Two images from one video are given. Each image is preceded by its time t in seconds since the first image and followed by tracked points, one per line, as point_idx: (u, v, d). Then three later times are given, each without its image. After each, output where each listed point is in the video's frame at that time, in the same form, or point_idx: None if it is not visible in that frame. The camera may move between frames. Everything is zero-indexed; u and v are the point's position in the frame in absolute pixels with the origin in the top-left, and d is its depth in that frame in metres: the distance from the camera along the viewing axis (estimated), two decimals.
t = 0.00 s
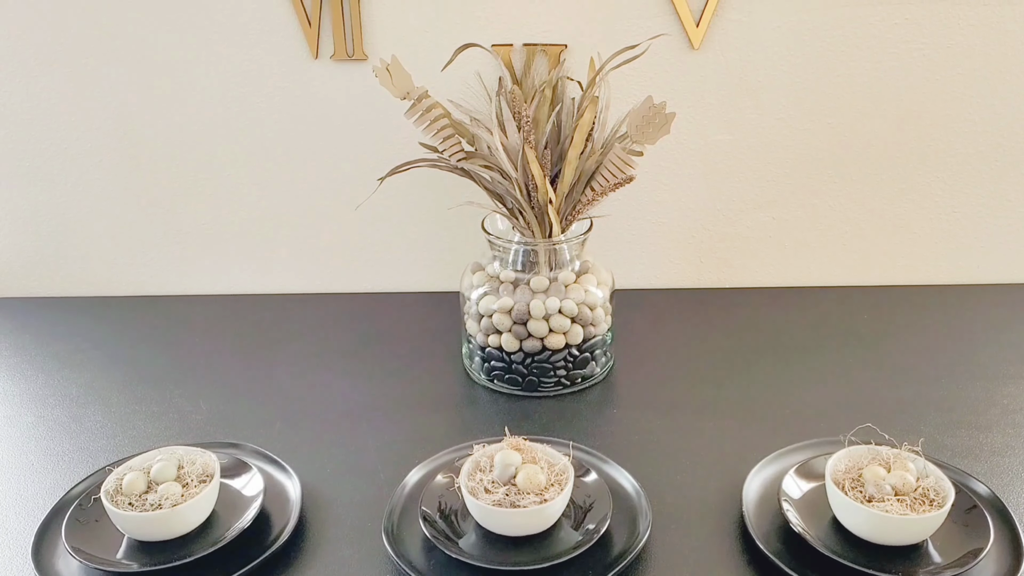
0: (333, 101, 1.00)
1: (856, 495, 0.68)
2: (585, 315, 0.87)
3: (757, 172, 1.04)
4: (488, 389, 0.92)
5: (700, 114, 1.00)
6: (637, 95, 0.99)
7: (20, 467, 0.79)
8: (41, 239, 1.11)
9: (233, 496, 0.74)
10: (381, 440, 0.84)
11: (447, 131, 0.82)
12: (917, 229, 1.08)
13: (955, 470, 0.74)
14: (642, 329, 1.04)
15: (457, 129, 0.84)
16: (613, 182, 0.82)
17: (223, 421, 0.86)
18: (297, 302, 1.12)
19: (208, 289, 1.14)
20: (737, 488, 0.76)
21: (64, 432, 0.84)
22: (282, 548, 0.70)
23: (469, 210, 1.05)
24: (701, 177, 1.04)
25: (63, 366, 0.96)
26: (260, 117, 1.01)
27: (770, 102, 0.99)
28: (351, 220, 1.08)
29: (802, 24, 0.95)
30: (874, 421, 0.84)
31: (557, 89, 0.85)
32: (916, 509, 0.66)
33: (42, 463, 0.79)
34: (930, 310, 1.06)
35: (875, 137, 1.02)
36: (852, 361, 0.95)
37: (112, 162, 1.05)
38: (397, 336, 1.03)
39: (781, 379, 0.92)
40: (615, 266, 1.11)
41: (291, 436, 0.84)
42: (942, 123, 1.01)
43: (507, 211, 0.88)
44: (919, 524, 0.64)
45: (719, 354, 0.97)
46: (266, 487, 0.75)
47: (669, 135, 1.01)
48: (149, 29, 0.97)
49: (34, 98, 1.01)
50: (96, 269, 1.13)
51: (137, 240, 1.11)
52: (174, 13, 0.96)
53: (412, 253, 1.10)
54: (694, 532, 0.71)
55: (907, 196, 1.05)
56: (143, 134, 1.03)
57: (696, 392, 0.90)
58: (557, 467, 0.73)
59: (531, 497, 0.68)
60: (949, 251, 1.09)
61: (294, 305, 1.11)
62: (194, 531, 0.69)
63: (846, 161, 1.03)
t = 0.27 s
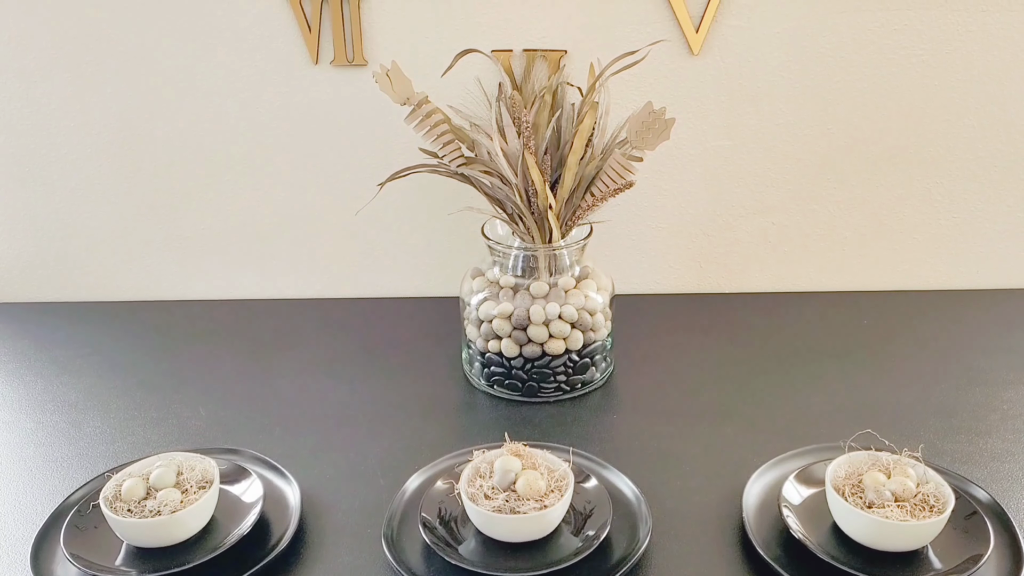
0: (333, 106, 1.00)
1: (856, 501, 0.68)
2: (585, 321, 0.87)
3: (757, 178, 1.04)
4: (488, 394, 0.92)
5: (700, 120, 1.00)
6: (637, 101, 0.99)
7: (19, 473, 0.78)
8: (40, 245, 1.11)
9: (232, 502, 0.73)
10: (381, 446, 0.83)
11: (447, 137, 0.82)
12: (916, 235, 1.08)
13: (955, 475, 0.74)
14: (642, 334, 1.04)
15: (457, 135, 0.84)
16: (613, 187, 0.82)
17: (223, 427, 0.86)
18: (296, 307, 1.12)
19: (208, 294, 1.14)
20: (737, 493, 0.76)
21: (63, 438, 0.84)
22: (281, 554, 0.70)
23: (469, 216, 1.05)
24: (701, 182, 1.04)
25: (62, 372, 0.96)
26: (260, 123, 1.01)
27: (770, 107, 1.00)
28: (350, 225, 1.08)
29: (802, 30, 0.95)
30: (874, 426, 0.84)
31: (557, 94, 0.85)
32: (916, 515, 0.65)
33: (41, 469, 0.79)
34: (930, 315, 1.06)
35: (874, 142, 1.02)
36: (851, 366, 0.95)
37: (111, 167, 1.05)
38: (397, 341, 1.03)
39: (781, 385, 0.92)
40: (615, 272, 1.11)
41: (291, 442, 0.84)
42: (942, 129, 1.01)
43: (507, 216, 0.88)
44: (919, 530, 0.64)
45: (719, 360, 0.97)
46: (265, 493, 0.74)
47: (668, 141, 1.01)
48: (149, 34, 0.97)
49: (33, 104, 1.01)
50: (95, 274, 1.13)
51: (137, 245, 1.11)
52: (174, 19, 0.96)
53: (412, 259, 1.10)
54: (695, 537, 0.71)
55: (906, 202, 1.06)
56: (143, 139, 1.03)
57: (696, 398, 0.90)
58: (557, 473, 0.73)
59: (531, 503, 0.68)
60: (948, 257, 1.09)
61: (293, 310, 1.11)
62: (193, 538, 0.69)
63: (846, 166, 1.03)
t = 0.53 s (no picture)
0: (333, 111, 1.00)
1: (857, 507, 0.68)
2: (585, 325, 0.87)
3: (758, 182, 1.04)
4: (488, 399, 0.92)
5: (700, 124, 1.00)
6: (638, 105, 0.99)
7: (20, 478, 0.78)
8: (42, 249, 1.11)
9: (232, 507, 0.73)
10: (381, 451, 0.83)
11: (447, 141, 0.82)
12: (917, 239, 1.08)
13: (957, 481, 0.74)
14: (642, 339, 1.04)
15: (457, 139, 0.84)
16: (613, 192, 0.82)
17: (223, 432, 0.86)
18: (297, 312, 1.12)
19: (209, 299, 1.14)
20: (738, 498, 0.76)
21: (64, 443, 0.84)
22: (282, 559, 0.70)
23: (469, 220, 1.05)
24: (701, 186, 1.04)
25: (63, 376, 0.96)
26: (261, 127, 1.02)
27: (770, 111, 1.00)
28: (351, 229, 1.08)
29: (802, 35, 0.95)
30: (875, 431, 0.84)
31: (557, 99, 0.85)
32: (917, 520, 0.65)
33: (41, 474, 0.79)
34: (931, 320, 1.06)
35: (874, 146, 1.02)
36: (852, 371, 0.95)
37: (112, 172, 1.05)
38: (398, 346, 1.03)
39: (782, 390, 0.92)
40: (616, 276, 1.11)
41: (292, 447, 0.84)
42: (943, 133, 1.01)
43: (507, 221, 0.88)
44: (920, 535, 0.64)
45: (720, 364, 0.97)
46: (266, 498, 0.74)
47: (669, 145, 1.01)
48: (150, 39, 0.97)
49: (34, 108, 1.01)
50: (96, 278, 1.13)
51: (138, 249, 1.11)
52: (175, 25, 0.96)
53: (412, 263, 1.10)
54: (695, 543, 0.71)
55: (906, 206, 1.06)
56: (144, 144, 1.03)
57: (697, 402, 0.90)
58: (558, 478, 0.73)
59: (532, 509, 0.68)
60: (949, 261, 1.09)
61: (294, 315, 1.11)
62: (194, 543, 0.69)
63: (846, 170, 1.03)
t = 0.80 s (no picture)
0: (333, 116, 1.00)
1: (857, 512, 0.68)
2: (585, 330, 0.87)
3: (757, 188, 1.04)
4: (488, 404, 0.92)
5: (700, 129, 1.01)
6: (637, 111, 0.99)
7: (20, 483, 0.78)
8: (41, 254, 1.11)
9: (232, 512, 0.73)
10: (381, 456, 0.83)
11: (447, 147, 0.82)
12: (916, 244, 1.08)
13: (956, 486, 0.74)
14: (642, 344, 1.04)
15: (457, 144, 0.84)
16: (613, 197, 0.82)
17: (223, 437, 0.86)
18: (297, 317, 1.12)
19: (208, 304, 1.14)
20: (738, 504, 0.76)
21: (63, 448, 0.84)
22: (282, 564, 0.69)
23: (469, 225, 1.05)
24: (700, 191, 1.04)
25: (63, 381, 0.96)
26: (261, 132, 1.02)
27: (769, 117, 1.00)
28: (351, 234, 1.08)
29: (801, 41, 0.96)
30: (875, 437, 0.84)
31: (557, 104, 0.85)
32: (917, 525, 0.65)
33: (41, 479, 0.79)
34: (930, 325, 1.06)
35: (874, 152, 1.02)
36: (851, 376, 0.95)
37: (112, 177, 1.05)
38: (397, 351, 1.03)
39: (781, 394, 0.92)
40: (615, 281, 1.11)
41: (291, 452, 0.84)
42: (941, 138, 1.01)
43: (507, 226, 0.88)
44: (920, 541, 0.64)
45: (719, 369, 0.97)
46: (265, 503, 0.74)
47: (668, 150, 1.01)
48: (150, 44, 0.97)
49: (34, 113, 1.01)
50: (96, 283, 1.13)
51: (138, 254, 1.11)
52: (175, 30, 0.96)
53: (412, 268, 1.11)
54: (695, 548, 0.71)
55: (905, 211, 1.06)
56: (144, 149, 1.03)
57: (696, 407, 0.90)
58: (558, 483, 0.73)
59: (532, 514, 0.68)
60: (948, 266, 1.09)
61: (294, 320, 1.11)
62: (193, 549, 0.69)
63: (845, 175, 1.03)
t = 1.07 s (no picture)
0: (334, 123, 1.01)
1: (858, 519, 0.67)
2: (585, 337, 0.87)
3: (758, 194, 1.04)
4: (488, 411, 0.92)
5: (700, 136, 1.01)
6: (637, 117, 1.00)
7: (20, 490, 0.78)
8: (43, 261, 1.11)
9: (232, 520, 0.73)
10: (380, 463, 0.83)
11: (447, 154, 0.82)
12: (916, 251, 1.08)
13: (957, 493, 0.74)
14: (642, 350, 1.04)
15: (457, 151, 0.84)
16: (613, 204, 0.82)
17: (223, 444, 0.86)
18: (297, 323, 1.12)
19: (209, 310, 1.14)
20: (738, 511, 0.75)
21: (64, 455, 0.84)
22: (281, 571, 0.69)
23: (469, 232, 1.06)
24: (701, 198, 1.05)
25: (64, 388, 0.96)
26: (262, 139, 1.02)
27: (769, 123, 1.00)
28: (351, 241, 1.08)
29: (800, 48, 0.96)
30: (876, 444, 0.83)
31: (557, 112, 0.86)
32: (918, 533, 0.65)
33: (41, 486, 0.79)
34: (930, 331, 1.06)
35: (874, 158, 1.02)
36: (852, 383, 0.95)
37: (114, 184, 1.05)
38: (398, 357, 1.03)
39: (782, 401, 0.92)
40: (615, 288, 1.11)
41: (291, 459, 0.84)
42: (941, 145, 1.01)
43: (507, 233, 0.88)
44: (921, 549, 0.63)
45: (720, 376, 0.97)
46: (265, 510, 0.74)
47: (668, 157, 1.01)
48: (152, 51, 0.97)
49: (36, 120, 1.02)
50: (97, 290, 1.13)
51: (139, 261, 1.11)
52: (176, 37, 0.97)
53: (412, 275, 1.11)
54: (696, 555, 0.70)
55: (906, 218, 1.06)
56: (145, 156, 1.04)
57: (697, 414, 0.90)
58: (558, 491, 0.72)
59: (532, 522, 0.68)
60: (948, 272, 1.09)
61: (294, 326, 1.11)
62: (193, 556, 0.69)
63: (846, 182, 1.03)
